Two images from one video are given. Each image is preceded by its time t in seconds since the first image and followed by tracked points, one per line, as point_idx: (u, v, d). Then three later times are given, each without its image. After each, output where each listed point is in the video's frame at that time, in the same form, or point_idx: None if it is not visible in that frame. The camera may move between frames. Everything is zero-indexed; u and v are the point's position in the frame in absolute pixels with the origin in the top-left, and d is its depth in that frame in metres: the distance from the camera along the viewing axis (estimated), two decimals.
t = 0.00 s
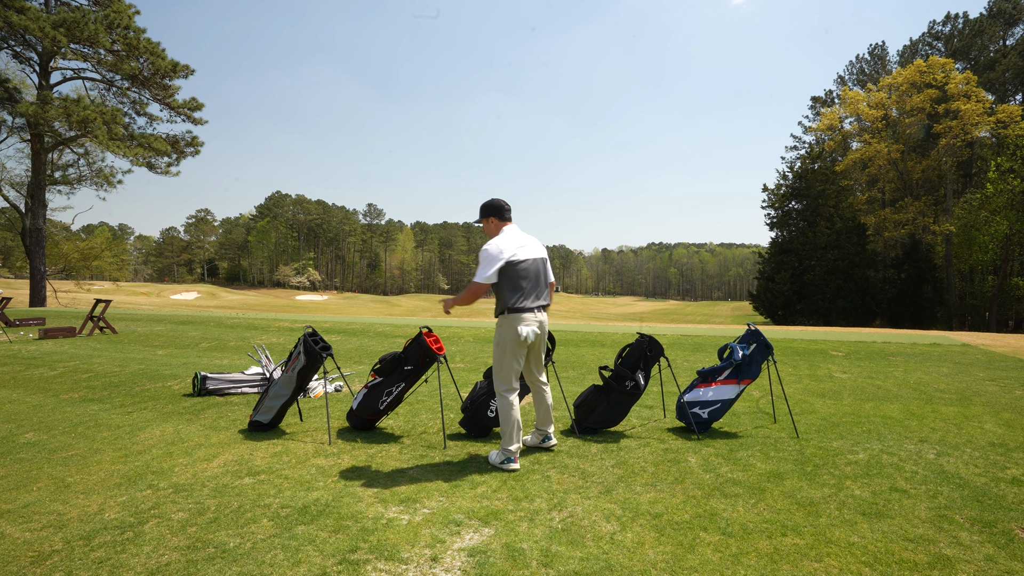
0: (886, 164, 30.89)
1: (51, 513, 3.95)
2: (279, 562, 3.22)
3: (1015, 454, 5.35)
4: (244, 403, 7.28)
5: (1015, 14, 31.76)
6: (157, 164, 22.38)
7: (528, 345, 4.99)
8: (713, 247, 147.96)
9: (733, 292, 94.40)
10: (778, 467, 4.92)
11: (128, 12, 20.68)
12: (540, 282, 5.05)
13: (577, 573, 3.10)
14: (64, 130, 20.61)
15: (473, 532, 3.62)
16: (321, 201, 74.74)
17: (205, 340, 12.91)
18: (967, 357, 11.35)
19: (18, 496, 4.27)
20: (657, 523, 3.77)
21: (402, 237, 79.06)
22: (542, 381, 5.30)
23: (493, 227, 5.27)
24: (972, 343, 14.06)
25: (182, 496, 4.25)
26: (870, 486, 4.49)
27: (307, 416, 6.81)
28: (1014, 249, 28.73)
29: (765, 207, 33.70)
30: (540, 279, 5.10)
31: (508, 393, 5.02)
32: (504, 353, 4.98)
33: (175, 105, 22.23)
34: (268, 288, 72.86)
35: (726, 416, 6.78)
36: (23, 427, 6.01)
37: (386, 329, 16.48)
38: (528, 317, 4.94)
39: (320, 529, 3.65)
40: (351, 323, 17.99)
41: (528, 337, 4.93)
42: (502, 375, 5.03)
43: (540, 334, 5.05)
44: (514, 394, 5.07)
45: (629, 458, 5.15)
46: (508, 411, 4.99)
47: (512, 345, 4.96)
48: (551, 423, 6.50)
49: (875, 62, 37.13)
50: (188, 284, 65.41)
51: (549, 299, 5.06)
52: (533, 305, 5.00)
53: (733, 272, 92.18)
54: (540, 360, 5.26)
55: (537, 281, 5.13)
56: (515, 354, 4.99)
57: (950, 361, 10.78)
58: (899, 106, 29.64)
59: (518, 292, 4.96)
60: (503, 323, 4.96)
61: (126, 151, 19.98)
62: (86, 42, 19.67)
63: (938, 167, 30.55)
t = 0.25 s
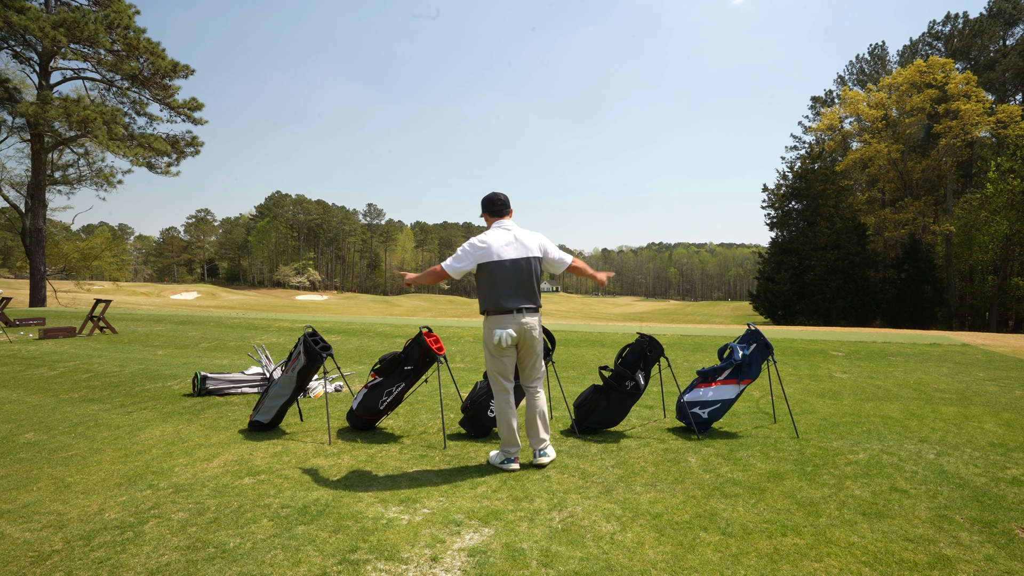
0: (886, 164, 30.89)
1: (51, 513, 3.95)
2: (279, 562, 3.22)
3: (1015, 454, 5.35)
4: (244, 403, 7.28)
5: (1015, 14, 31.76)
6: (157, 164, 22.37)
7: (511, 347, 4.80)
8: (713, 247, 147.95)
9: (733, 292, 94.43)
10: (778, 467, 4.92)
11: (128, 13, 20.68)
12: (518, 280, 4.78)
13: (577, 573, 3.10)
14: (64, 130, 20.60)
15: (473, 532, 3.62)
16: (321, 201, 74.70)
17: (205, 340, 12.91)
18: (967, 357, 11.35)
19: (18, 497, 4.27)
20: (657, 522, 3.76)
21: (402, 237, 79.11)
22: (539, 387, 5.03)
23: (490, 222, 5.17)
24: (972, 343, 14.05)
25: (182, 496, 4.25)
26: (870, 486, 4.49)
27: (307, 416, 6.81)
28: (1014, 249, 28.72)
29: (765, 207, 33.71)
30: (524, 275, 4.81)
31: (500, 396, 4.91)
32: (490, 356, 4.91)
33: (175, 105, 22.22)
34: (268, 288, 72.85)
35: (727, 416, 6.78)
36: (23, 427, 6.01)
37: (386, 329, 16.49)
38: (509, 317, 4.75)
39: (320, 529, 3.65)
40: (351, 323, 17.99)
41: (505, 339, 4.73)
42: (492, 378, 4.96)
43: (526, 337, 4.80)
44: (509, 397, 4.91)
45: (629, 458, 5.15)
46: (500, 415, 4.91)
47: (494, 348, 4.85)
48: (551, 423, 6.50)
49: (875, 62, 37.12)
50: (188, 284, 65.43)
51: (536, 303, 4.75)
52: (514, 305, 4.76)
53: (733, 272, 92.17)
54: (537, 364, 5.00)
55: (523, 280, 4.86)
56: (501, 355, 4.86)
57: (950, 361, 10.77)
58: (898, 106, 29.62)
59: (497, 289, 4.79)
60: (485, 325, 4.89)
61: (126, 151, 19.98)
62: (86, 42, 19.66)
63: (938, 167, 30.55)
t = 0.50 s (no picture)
0: (885, 164, 30.91)
1: (52, 513, 3.95)
2: (279, 562, 3.23)
3: (1015, 454, 5.35)
4: (244, 403, 7.29)
5: (1015, 14, 31.78)
6: (157, 164, 22.36)
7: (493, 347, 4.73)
8: (713, 247, 147.96)
9: (733, 292, 94.46)
10: (778, 467, 4.93)
11: (128, 13, 20.68)
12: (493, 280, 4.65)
13: (577, 573, 3.10)
14: (64, 130, 20.60)
15: (473, 532, 3.63)
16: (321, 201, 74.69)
17: (205, 340, 12.91)
18: (968, 357, 11.35)
19: (18, 496, 4.27)
20: (657, 523, 3.77)
21: (402, 237, 79.18)
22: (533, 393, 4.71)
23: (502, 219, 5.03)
24: (972, 343, 14.05)
25: (182, 496, 4.25)
26: (870, 486, 4.50)
27: (307, 416, 6.82)
28: (1014, 249, 28.73)
29: (765, 207, 33.73)
30: (501, 275, 4.64)
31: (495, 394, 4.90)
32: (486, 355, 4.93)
33: (175, 105, 22.21)
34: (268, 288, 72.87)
35: (726, 416, 6.78)
36: (24, 427, 6.01)
37: (386, 329, 16.50)
38: (488, 318, 4.68)
39: (320, 529, 3.66)
40: (351, 323, 18.01)
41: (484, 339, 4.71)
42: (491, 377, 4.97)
43: (506, 337, 4.64)
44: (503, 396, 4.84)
45: (629, 458, 5.16)
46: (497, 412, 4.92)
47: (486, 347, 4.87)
48: (551, 423, 6.50)
49: (875, 62, 37.13)
50: (188, 284, 65.43)
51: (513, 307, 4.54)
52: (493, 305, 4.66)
53: (733, 272, 92.23)
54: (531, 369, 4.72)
55: (503, 280, 4.67)
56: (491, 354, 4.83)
57: (950, 361, 10.77)
58: (898, 106, 29.63)
59: (477, 288, 4.76)
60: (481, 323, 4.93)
61: (126, 151, 19.98)
62: (87, 42, 19.65)
63: (938, 167, 30.56)
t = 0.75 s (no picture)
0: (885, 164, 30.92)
1: (52, 513, 3.95)
2: (279, 562, 3.23)
3: (1014, 454, 5.36)
4: (245, 403, 7.29)
5: (1015, 14, 31.80)
6: (157, 164, 22.35)
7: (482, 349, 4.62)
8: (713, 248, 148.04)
9: (733, 292, 94.53)
10: (778, 467, 4.93)
11: (128, 13, 20.68)
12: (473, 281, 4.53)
13: (577, 573, 3.11)
14: (65, 130, 20.59)
15: (474, 532, 3.63)
16: (321, 202, 74.70)
17: (205, 340, 12.91)
18: (967, 357, 11.36)
19: (18, 496, 4.27)
20: (657, 522, 3.77)
21: (402, 237, 79.22)
22: (512, 409, 4.46)
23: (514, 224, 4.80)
24: (972, 343, 14.06)
25: (182, 496, 4.26)
26: (870, 486, 4.50)
27: (307, 416, 6.83)
28: (1014, 249, 28.74)
29: (765, 207, 33.75)
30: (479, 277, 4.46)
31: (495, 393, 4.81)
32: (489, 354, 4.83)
33: (175, 105, 22.21)
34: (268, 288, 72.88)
35: (726, 416, 6.79)
36: (24, 427, 6.01)
37: (386, 329, 16.52)
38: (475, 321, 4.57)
39: (320, 529, 3.66)
40: (351, 323, 18.02)
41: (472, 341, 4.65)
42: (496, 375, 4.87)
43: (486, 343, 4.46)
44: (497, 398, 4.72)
45: (629, 458, 5.16)
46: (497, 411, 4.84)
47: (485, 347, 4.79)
48: (551, 423, 6.50)
49: (875, 63, 37.16)
50: (188, 284, 65.45)
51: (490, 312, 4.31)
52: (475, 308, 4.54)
53: (733, 272, 92.32)
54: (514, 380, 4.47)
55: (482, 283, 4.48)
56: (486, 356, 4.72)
57: (950, 361, 10.78)
58: (898, 106, 29.64)
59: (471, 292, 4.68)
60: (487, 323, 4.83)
61: (126, 151, 19.98)
62: (87, 42, 19.65)
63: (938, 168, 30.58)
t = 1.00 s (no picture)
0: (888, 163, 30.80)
1: (47, 515, 3.90)
2: (276, 564, 3.17)
3: (1019, 455, 5.30)
4: (242, 404, 7.24)
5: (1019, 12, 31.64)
6: (154, 163, 22.27)
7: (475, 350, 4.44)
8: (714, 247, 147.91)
9: (734, 291, 94.39)
10: (780, 469, 4.87)
11: (125, 11, 20.59)
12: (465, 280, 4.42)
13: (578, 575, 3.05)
14: (61, 129, 20.50)
15: (473, 533, 3.58)
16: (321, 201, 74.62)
17: (203, 340, 12.86)
18: (969, 357, 11.31)
19: (13, 498, 4.22)
20: (658, 524, 3.71)
21: (402, 236, 79.18)
22: (492, 416, 4.23)
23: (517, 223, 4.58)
24: (974, 343, 13.98)
25: (179, 498, 4.20)
26: (873, 488, 4.44)
27: (306, 417, 6.77)
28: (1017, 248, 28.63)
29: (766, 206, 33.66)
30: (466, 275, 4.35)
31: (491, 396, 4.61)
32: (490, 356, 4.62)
33: (173, 104, 22.12)
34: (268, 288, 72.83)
35: (728, 417, 6.73)
36: (19, 428, 5.95)
37: (385, 329, 16.47)
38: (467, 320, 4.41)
39: (318, 530, 3.60)
40: (350, 323, 17.97)
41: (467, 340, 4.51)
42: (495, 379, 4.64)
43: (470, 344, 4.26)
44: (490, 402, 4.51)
45: (630, 459, 5.10)
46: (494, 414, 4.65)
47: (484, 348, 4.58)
48: (551, 424, 6.45)
49: (878, 61, 37.00)
50: (188, 284, 65.39)
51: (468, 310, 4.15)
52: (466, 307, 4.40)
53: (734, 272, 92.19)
54: (497, 386, 4.21)
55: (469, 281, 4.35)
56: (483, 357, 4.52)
57: (952, 361, 10.71)
58: (902, 104, 29.49)
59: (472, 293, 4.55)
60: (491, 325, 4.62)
61: (123, 149, 19.91)
62: (84, 40, 19.55)
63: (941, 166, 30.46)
